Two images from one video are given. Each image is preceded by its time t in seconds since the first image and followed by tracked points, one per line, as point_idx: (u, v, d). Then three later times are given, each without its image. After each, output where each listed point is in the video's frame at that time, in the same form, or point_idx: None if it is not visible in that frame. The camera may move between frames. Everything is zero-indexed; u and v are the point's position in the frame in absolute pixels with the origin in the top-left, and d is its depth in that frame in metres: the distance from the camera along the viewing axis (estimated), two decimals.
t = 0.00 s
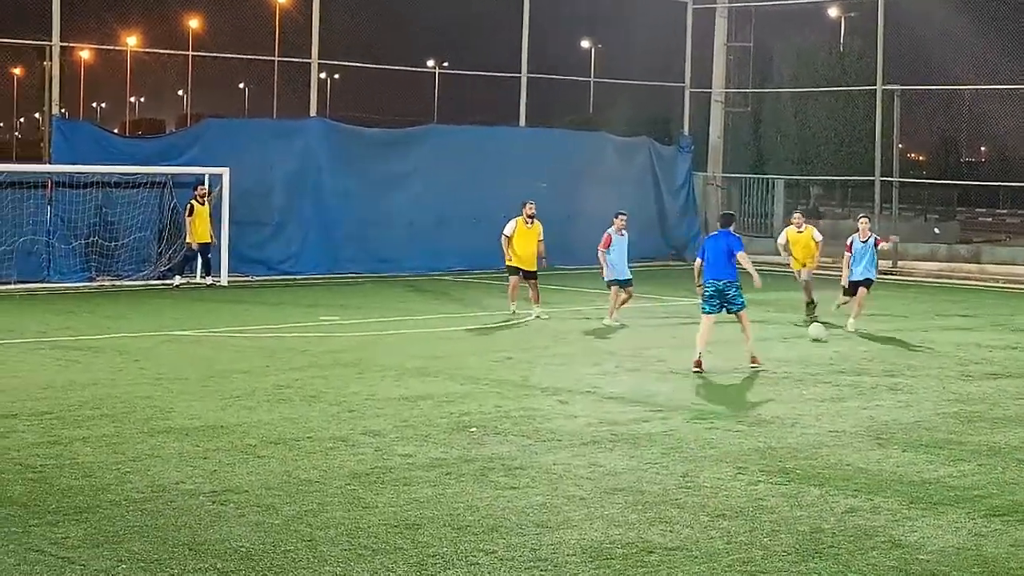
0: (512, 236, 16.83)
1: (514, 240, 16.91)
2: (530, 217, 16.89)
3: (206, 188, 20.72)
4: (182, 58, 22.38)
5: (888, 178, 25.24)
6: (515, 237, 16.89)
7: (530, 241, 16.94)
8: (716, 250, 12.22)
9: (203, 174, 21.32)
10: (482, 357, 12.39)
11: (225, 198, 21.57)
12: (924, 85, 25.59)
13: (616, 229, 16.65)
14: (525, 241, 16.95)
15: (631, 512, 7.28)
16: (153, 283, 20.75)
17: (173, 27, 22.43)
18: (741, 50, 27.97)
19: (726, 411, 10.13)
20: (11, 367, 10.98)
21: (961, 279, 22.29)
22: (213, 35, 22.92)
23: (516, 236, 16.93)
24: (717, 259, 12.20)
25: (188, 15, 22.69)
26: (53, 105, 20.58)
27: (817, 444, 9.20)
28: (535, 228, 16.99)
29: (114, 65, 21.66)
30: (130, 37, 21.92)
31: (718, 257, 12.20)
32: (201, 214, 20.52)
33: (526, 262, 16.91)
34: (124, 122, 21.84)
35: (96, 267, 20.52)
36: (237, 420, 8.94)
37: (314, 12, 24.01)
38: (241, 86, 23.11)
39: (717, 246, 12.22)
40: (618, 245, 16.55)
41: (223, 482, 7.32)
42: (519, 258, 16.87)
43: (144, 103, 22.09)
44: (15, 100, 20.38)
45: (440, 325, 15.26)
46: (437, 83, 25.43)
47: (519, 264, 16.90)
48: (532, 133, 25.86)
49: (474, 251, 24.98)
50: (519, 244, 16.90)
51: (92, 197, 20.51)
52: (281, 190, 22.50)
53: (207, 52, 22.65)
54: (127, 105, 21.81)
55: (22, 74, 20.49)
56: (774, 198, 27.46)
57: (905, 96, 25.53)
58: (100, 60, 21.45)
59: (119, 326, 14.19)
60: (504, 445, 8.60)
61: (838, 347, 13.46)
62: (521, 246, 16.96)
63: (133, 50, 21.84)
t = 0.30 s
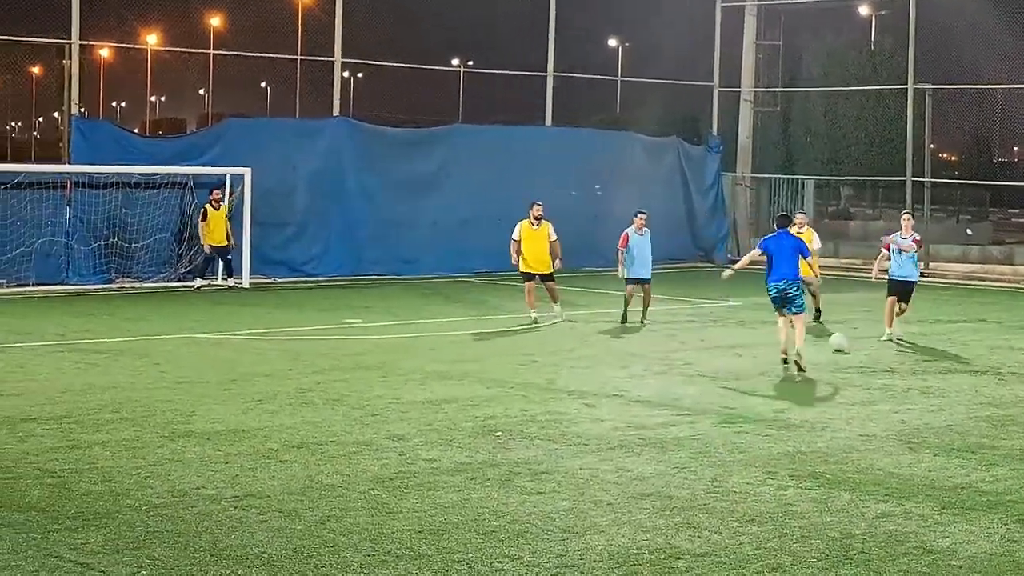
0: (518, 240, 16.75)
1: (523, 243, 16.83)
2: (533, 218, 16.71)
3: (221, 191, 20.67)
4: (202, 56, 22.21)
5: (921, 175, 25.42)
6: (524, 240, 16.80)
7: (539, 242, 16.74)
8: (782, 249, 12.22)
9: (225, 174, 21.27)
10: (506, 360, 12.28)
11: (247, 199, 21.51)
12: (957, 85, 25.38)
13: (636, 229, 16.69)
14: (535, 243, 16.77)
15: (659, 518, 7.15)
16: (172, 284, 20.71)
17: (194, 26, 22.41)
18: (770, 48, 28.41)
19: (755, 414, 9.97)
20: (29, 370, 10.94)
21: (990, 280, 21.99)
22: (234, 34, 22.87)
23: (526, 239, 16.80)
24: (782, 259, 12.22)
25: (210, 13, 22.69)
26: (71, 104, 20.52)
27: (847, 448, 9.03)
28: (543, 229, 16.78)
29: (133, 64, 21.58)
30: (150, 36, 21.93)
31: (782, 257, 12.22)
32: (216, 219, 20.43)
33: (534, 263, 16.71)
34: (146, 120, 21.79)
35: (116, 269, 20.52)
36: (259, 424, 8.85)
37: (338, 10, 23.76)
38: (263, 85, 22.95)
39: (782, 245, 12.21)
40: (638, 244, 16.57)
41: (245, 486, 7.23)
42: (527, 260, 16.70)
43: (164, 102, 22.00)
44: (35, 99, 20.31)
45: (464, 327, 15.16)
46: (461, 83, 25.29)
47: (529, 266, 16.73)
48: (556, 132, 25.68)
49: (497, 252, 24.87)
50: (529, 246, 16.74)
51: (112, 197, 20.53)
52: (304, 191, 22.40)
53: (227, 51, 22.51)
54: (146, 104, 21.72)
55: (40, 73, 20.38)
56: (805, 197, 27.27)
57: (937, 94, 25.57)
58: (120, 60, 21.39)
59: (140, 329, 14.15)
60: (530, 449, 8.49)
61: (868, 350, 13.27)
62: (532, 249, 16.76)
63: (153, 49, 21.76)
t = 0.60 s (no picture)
0: (526, 244, 16.40)
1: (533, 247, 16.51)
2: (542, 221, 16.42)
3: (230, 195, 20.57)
4: (223, 55, 22.14)
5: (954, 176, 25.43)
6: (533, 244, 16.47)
7: (547, 246, 16.39)
8: (817, 254, 12.87)
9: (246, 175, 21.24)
10: (531, 363, 12.16)
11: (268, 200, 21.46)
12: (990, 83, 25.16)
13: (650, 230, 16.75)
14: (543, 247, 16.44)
15: (686, 523, 7.02)
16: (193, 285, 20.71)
17: (215, 24, 22.25)
18: (801, 47, 28.28)
19: (785, 419, 9.82)
20: (49, 374, 10.90)
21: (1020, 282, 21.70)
22: (255, 32, 22.67)
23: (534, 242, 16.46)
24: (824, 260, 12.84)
25: (231, 11, 22.48)
26: (91, 103, 20.57)
27: (878, 453, 8.87)
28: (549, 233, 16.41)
29: (153, 63, 21.41)
30: (171, 35, 21.69)
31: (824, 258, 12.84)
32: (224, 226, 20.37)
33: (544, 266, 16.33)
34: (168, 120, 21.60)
35: (136, 270, 20.53)
36: (280, 428, 8.77)
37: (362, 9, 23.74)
38: (285, 84, 22.88)
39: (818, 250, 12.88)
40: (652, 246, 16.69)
41: (267, 491, 7.14)
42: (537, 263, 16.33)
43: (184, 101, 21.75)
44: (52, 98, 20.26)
45: (488, 330, 15.04)
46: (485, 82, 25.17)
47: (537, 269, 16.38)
48: (580, 132, 25.54)
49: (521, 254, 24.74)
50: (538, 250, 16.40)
51: (131, 198, 20.51)
52: (328, 192, 22.35)
53: (249, 50, 22.43)
54: (168, 103, 21.56)
55: (59, 71, 20.41)
56: (833, 198, 27.14)
57: (969, 94, 25.39)
58: (139, 58, 21.24)
59: (161, 332, 14.11)
60: (556, 454, 8.37)
61: (898, 354, 13.09)
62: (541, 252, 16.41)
63: (174, 47, 21.63)
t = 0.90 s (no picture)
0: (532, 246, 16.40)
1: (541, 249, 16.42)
2: (545, 220, 16.26)
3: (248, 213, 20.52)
4: (243, 54, 22.00)
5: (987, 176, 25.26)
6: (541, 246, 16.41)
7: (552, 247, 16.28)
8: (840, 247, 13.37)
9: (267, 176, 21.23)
10: (555, 366, 12.05)
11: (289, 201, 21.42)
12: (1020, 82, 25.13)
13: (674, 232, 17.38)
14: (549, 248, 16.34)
15: (714, 529, 6.88)
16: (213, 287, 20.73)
17: (235, 22, 22.02)
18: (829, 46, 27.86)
19: (815, 423, 9.67)
20: (68, 377, 10.86)
21: None
22: (276, 30, 22.44)
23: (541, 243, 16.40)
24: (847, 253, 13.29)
25: (251, 9, 22.21)
26: (110, 103, 20.58)
27: (909, 458, 8.71)
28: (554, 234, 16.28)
29: (172, 62, 21.33)
30: (190, 32, 21.55)
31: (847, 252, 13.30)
32: (235, 245, 20.32)
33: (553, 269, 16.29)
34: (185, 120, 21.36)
35: (155, 272, 20.57)
36: (303, 432, 8.68)
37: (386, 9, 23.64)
38: (307, 83, 22.79)
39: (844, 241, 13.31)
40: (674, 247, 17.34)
41: (288, 496, 7.05)
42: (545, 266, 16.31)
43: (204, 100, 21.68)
44: (70, 98, 20.19)
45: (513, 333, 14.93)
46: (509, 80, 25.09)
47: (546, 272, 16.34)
48: (605, 132, 25.39)
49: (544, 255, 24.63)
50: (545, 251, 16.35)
51: (152, 198, 20.57)
52: (351, 192, 22.31)
53: (270, 49, 22.28)
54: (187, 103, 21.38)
55: (77, 70, 20.38)
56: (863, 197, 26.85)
57: (1000, 93, 25.35)
58: (158, 56, 21.22)
59: (183, 334, 14.08)
60: (582, 458, 8.25)
61: (928, 357, 12.90)
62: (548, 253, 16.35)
63: (193, 46, 21.50)
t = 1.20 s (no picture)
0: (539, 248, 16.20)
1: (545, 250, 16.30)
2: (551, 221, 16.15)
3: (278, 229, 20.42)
4: (263, 53, 22.00)
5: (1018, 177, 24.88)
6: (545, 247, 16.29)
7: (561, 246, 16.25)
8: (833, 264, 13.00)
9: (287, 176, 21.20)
10: (580, 370, 11.93)
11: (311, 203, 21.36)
12: None
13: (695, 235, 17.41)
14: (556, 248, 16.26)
15: (742, 535, 6.75)
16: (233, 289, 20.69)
17: (255, 21, 22.08)
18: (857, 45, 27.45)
19: (844, 427, 9.51)
20: (87, 381, 10.81)
21: None
22: (297, 29, 22.48)
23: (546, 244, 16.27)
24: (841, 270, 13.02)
25: (272, 7, 22.27)
26: (127, 102, 20.54)
27: (940, 462, 8.55)
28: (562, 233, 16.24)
29: (190, 60, 21.34)
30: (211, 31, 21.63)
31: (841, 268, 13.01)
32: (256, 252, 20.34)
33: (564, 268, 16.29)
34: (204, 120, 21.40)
35: (175, 274, 20.55)
36: (324, 437, 8.59)
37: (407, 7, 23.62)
38: (328, 82, 22.79)
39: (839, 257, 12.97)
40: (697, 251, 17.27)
41: (309, 502, 6.97)
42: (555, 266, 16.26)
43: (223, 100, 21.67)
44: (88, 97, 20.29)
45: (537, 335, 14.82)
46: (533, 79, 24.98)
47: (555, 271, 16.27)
48: (628, 131, 25.24)
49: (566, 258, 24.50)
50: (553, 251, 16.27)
51: (171, 199, 20.52)
52: (373, 193, 22.25)
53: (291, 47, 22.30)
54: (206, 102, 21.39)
55: (96, 69, 20.40)
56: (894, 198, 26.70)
57: None
58: (177, 55, 21.19)
59: (204, 337, 14.03)
60: (608, 463, 8.13)
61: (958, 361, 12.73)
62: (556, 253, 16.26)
63: (212, 44, 21.55)
